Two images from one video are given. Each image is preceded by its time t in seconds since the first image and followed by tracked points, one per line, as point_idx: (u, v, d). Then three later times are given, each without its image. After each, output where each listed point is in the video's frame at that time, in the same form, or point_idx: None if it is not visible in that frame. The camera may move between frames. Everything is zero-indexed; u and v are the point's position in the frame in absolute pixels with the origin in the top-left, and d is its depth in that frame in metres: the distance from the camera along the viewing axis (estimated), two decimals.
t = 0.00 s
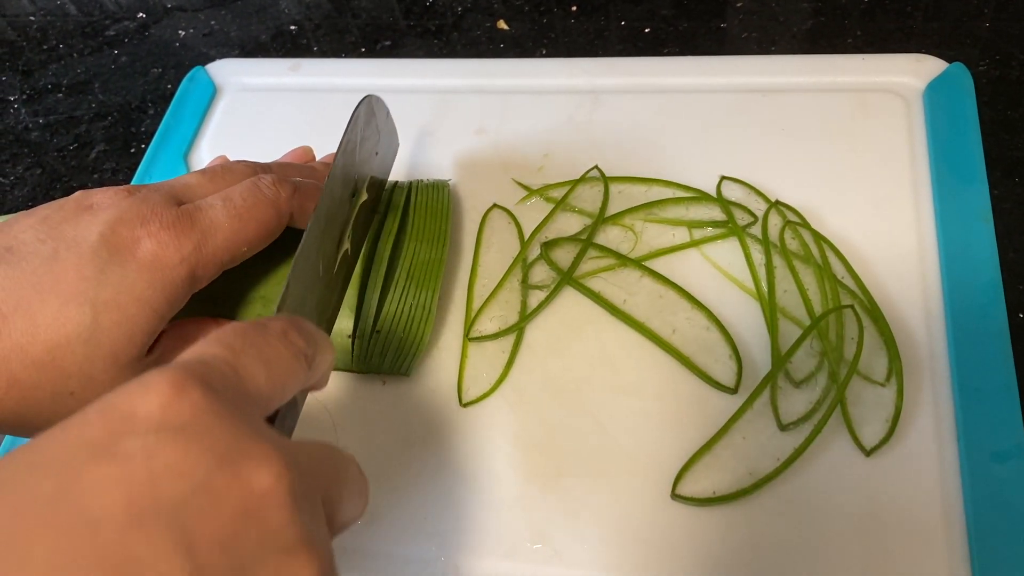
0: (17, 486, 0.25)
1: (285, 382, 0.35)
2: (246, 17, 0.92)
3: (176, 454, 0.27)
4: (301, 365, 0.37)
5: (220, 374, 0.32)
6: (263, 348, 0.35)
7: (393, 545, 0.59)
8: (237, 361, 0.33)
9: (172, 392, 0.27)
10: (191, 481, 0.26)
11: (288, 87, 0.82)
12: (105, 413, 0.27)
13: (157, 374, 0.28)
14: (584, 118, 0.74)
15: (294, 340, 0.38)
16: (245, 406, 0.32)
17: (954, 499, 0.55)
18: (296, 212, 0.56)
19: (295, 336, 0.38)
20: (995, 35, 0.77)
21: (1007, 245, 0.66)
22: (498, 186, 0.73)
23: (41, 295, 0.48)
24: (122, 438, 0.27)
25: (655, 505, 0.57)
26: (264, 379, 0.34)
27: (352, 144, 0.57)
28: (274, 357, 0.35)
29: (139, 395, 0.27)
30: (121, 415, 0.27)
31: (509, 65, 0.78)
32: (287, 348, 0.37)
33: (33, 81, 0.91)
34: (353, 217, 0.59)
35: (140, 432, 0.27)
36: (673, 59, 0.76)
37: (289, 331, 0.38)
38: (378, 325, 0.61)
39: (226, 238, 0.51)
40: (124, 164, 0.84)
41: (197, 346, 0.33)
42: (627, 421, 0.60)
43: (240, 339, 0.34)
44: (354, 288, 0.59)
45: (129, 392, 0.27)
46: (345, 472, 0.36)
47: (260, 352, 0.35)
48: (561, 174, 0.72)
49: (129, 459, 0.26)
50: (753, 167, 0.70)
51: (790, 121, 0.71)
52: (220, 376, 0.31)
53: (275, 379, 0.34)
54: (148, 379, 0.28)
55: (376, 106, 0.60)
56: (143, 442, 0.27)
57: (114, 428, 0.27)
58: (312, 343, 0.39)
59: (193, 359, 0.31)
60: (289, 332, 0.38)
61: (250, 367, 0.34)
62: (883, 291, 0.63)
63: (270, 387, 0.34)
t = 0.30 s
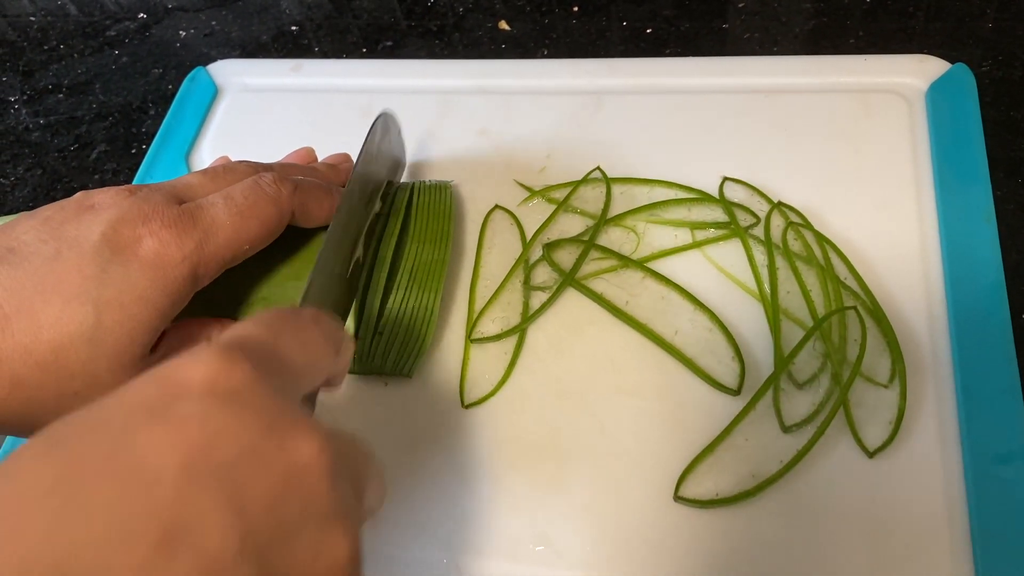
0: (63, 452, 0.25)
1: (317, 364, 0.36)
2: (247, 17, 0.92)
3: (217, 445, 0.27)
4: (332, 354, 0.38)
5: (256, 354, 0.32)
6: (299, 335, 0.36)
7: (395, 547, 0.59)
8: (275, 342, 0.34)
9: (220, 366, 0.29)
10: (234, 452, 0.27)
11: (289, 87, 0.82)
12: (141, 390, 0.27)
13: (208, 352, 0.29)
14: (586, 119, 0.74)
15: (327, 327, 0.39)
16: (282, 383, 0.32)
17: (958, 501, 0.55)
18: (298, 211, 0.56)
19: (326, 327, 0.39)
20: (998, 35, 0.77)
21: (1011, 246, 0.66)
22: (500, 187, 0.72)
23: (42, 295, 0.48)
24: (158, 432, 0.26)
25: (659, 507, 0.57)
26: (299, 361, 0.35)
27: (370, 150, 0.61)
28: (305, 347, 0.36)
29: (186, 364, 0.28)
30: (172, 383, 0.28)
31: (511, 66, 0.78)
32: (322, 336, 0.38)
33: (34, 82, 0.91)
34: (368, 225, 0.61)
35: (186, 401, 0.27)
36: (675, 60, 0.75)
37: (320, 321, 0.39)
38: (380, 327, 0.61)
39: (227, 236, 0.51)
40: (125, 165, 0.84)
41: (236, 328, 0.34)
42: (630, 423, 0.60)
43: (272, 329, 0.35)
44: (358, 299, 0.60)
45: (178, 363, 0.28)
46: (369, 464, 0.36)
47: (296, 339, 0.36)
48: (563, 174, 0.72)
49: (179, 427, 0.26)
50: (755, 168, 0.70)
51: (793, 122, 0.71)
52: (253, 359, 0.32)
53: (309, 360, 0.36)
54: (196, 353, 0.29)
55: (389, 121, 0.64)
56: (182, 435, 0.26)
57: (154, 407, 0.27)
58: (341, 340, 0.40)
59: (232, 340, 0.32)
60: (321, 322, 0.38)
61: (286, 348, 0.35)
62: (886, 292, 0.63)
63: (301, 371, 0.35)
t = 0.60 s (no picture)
0: None
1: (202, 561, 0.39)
2: (244, 17, 0.92)
3: None
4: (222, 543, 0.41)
5: None
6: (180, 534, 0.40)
7: (391, 548, 0.59)
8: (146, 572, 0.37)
9: None
10: None
11: (287, 87, 0.82)
12: None
13: None
14: (584, 119, 0.74)
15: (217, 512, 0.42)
16: None
17: (956, 503, 0.55)
18: (292, 209, 0.56)
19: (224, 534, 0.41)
20: (995, 36, 0.77)
21: (1008, 247, 0.66)
22: (497, 187, 0.72)
23: (35, 296, 0.47)
24: None
25: (655, 508, 0.57)
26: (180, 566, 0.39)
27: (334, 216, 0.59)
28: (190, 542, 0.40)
29: None
30: None
31: (509, 66, 0.78)
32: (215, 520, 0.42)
33: (31, 81, 0.91)
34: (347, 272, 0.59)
35: None
36: (673, 60, 0.75)
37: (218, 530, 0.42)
38: (378, 327, 0.59)
39: (220, 235, 0.51)
40: (122, 165, 0.84)
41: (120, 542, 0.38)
42: (626, 423, 0.60)
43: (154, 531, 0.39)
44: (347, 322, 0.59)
45: None
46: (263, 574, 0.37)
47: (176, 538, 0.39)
48: (560, 175, 0.72)
49: None
50: (753, 169, 0.70)
51: (791, 122, 0.71)
52: None
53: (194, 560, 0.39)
54: None
55: (364, 209, 0.61)
56: None
57: None
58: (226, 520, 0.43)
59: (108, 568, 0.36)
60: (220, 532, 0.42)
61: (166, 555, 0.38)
62: (884, 292, 0.63)
63: None
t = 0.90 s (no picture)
0: None
1: (249, 461, 0.34)
2: (245, 17, 0.92)
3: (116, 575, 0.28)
4: (270, 435, 0.36)
5: (169, 473, 0.31)
6: (228, 422, 0.34)
7: (392, 547, 0.59)
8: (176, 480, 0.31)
9: (110, 504, 0.28)
10: None
11: (287, 87, 0.82)
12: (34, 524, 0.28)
13: (95, 480, 0.29)
14: (584, 119, 0.74)
15: (263, 404, 0.36)
16: (197, 502, 0.31)
17: (956, 502, 0.55)
18: (291, 207, 0.56)
19: (261, 401, 0.37)
20: (995, 36, 0.77)
21: (1008, 246, 0.66)
22: (498, 186, 0.72)
23: (34, 293, 0.48)
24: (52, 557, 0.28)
25: (656, 506, 0.57)
26: (222, 464, 0.33)
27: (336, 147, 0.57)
28: (228, 446, 0.33)
29: (73, 507, 0.28)
30: (54, 530, 0.28)
31: (509, 66, 0.78)
32: (256, 415, 0.36)
33: (32, 81, 0.91)
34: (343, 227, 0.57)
35: (71, 552, 0.28)
36: (673, 60, 0.76)
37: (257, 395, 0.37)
38: (381, 326, 0.60)
39: (221, 233, 0.51)
40: (123, 164, 0.84)
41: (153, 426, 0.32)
42: (627, 422, 0.60)
43: (204, 413, 0.33)
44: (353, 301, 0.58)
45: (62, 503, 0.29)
46: None
47: (223, 428, 0.34)
48: (561, 174, 0.72)
49: None
50: (753, 168, 0.70)
51: (791, 122, 0.71)
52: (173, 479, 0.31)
53: (238, 456, 0.33)
54: (83, 489, 0.29)
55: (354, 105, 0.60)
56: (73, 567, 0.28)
57: (44, 547, 0.28)
58: (261, 418, 0.36)
59: (150, 463, 0.30)
60: (258, 395, 0.37)
61: (210, 446, 0.33)
62: (884, 291, 0.63)
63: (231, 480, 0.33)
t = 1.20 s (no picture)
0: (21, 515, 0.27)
1: (272, 438, 0.36)
2: (242, 16, 0.92)
3: (159, 533, 0.28)
4: (291, 417, 0.38)
5: (207, 440, 0.32)
6: (253, 402, 0.36)
7: (388, 548, 0.58)
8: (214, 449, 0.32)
9: (159, 463, 0.29)
10: (180, 560, 0.28)
11: (284, 86, 0.82)
12: (85, 479, 0.28)
13: (145, 442, 0.30)
14: (582, 118, 0.74)
15: (284, 389, 0.39)
16: (232, 468, 0.33)
17: (954, 502, 0.55)
18: (287, 206, 0.56)
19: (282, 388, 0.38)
20: (993, 35, 0.77)
21: (1006, 246, 0.66)
22: (495, 186, 0.72)
23: (31, 294, 0.48)
24: (101, 513, 0.28)
25: (654, 506, 0.57)
26: (249, 438, 0.35)
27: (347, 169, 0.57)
28: (256, 423, 0.35)
29: (126, 464, 0.29)
30: (104, 486, 0.29)
31: (506, 65, 0.78)
32: (277, 398, 0.38)
33: (28, 80, 0.91)
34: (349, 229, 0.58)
35: (121, 507, 0.28)
36: (671, 59, 0.75)
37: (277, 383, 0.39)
38: (377, 326, 0.60)
39: (217, 232, 0.51)
40: (119, 164, 0.83)
41: (187, 402, 0.34)
42: (625, 422, 0.60)
43: (232, 393, 0.36)
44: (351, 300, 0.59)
45: (112, 462, 0.29)
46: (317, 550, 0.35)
47: (250, 407, 0.36)
48: (558, 173, 0.72)
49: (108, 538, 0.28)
50: (751, 168, 0.70)
51: (788, 121, 0.71)
52: (211, 445, 0.32)
53: (263, 434, 0.35)
54: (135, 449, 0.29)
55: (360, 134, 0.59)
56: (123, 519, 0.28)
57: (97, 502, 0.28)
58: (282, 398, 0.38)
59: (192, 431, 0.32)
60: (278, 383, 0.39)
61: (238, 422, 0.35)
62: (882, 291, 0.63)
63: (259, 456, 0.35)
